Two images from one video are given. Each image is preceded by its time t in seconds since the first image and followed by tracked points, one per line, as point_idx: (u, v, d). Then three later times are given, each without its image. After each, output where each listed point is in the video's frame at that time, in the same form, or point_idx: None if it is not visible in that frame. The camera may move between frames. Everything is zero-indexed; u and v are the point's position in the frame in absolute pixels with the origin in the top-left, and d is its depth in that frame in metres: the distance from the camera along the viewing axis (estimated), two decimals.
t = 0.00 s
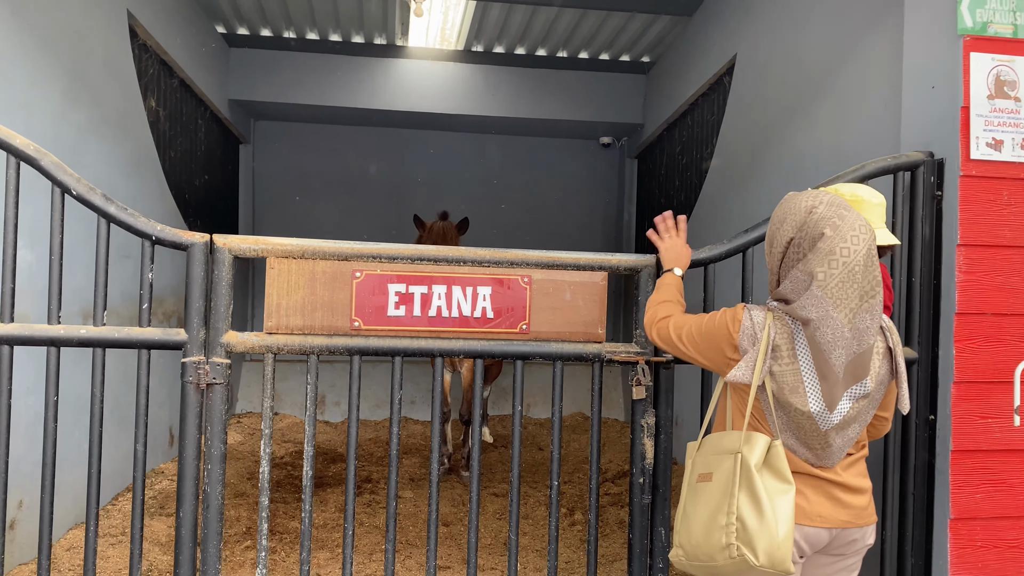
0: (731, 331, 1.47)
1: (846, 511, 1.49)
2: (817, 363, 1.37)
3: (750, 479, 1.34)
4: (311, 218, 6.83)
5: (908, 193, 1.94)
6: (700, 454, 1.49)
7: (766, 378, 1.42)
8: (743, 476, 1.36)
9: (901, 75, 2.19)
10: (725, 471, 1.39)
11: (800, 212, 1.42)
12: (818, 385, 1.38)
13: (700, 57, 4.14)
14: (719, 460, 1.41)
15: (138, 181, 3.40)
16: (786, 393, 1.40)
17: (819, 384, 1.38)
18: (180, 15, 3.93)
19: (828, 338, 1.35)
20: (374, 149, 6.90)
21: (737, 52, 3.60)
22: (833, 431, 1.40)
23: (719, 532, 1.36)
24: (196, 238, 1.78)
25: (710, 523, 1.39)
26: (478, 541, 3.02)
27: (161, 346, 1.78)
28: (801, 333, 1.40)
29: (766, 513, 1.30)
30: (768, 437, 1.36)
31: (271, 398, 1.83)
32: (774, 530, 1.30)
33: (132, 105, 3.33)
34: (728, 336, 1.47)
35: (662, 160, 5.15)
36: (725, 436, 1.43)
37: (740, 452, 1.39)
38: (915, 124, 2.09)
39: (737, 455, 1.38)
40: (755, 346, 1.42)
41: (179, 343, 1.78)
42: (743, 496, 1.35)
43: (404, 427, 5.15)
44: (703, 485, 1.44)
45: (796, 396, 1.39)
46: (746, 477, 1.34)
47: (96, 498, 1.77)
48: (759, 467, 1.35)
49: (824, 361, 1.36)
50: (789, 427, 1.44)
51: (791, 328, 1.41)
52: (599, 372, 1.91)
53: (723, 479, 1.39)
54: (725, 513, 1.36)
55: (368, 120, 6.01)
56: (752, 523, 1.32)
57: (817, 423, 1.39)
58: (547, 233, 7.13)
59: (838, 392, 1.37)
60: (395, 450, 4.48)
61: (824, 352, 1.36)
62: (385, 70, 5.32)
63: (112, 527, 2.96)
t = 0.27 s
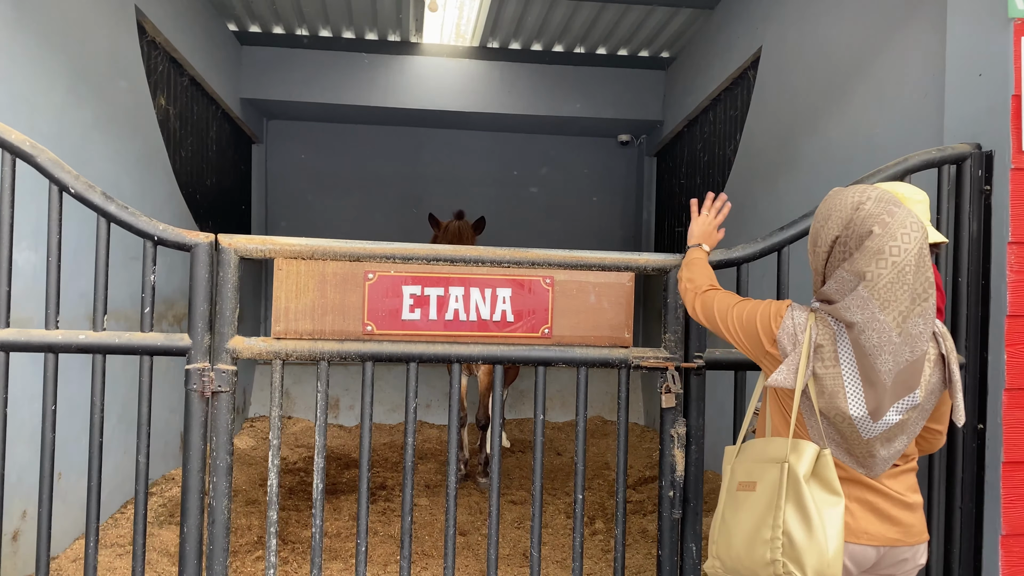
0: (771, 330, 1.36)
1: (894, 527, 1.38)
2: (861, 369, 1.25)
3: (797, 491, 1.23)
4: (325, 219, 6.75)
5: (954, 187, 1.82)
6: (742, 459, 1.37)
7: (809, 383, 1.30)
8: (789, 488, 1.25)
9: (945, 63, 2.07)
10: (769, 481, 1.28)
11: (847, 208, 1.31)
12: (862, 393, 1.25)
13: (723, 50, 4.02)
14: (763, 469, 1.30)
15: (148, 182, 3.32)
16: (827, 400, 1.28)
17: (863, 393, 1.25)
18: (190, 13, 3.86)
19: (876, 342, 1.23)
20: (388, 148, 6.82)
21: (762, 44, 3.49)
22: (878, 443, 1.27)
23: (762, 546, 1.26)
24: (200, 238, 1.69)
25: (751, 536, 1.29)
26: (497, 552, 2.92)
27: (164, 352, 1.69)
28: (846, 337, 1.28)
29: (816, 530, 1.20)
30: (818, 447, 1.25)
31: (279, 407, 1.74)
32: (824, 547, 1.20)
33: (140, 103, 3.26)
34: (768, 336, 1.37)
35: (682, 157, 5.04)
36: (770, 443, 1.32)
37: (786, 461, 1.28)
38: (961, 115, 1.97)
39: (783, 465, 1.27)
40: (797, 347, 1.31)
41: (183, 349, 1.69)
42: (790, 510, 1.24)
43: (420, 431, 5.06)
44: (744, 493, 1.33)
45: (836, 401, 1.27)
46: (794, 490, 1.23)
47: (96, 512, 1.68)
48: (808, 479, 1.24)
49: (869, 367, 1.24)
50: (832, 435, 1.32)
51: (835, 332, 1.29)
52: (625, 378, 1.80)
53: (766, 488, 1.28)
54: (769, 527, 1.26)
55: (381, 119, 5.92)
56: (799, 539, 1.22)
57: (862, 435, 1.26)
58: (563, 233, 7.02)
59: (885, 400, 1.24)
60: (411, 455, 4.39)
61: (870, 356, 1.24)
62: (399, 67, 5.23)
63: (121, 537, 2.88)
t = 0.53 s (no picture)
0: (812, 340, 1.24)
1: (942, 547, 1.22)
2: (904, 372, 1.12)
3: (832, 508, 1.12)
4: (337, 219, 6.68)
5: (1000, 183, 1.71)
6: (773, 476, 1.26)
7: (851, 396, 1.18)
8: (824, 505, 1.13)
9: (986, 51, 1.96)
10: (802, 498, 1.17)
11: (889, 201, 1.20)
12: (905, 399, 1.12)
13: (743, 44, 3.92)
14: (796, 486, 1.19)
15: (155, 182, 3.25)
16: (868, 407, 1.16)
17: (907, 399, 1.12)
18: (198, 10, 3.79)
19: (920, 341, 1.10)
20: (400, 148, 6.74)
21: (784, 37, 3.38)
22: (926, 453, 1.14)
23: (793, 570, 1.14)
24: (201, 239, 1.61)
25: (782, 558, 1.17)
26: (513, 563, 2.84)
27: (164, 359, 1.61)
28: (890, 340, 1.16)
29: (852, 551, 1.08)
30: (855, 463, 1.14)
31: (286, 417, 1.65)
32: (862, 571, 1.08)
33: (147, 102, 3.19)
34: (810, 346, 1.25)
35: (701, 155, 4.93)
36: (804, 458, 1.20)
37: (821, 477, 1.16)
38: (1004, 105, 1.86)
39: (817, 480, 1.16)
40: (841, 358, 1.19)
41: (184, 356, 1.60)
42: (824, 529, 1.13)
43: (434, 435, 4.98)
44: (776, 513, 1.22)
45: (876, 408, 1.15)
46: (829, 507, 1.12)
47: (94, 528, 1.60)
48: (845, 496, 1.13)
49: (912, 370, 1.11)
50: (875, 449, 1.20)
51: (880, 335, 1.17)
52: (650, 386, 1.71)
53: (799, 506, 1.17)
54: (802, 548, 1.14)
55: (393, 117, 5.85)
56: (835, 562, 1.10)
57: (908, 447, 1.14)
58: (578, 233, 6.92)
59: (930, 403, 1.11)
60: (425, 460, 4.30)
61: (914, 356, 1.11)
62: (411, 65, 5.15)
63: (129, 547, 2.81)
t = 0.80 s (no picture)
0: (845, 363, 1.13)
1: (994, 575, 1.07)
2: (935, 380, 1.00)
3: (883, 543, 1.02)
4: (350, 221, 6.62)
5: None
6: (807, 512, 1.16)
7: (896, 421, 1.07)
8: (874, 540, 1.04)
9: None
10: (848, 534, 1.07)
11: (902, 204, 1.12)
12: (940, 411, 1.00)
13: (764, 39, 3.82)
14: (838, 520, 1.09)
15: (162, 183, 3.19)
16: (914, 431, 1.05)
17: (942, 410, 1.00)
18: (208, 9, 3.74)
19: (946, 346, 0.99)
20: (414, 148, 6.67)
21: (807, 31, 3.28)
22: (971, 472, 1.00)
23: None
24: (200, 241, 1.52)
25: None
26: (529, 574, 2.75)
27: (160, 367, 1.53)
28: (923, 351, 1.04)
29: None
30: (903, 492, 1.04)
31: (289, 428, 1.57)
32: None
33: (154, 102, 3.13)
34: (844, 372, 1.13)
35: (720, 153, 4.83)
36: (843, 489, 1.11)
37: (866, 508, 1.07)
38: None
39: (864, 513, 1.06)
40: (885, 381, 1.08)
41: (183, 364, 1.53)
42: (876, 568, 1.03)
43: (449, 439, 4.90)
44: (817, 552, 1.11)
45: (920, 430, 1.03)
46: (881, 542, 1.02)
47: (89, 544, 1.52)
48: (899, 529, 1.03)
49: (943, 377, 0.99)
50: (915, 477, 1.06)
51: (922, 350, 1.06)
52: (673, 395, 1.62)
53: (844, 542, 1.07)
54: None
55: (407, 117, 5.78)
56: None
57: (950, 467, 1.01)
58: (595, 234, 6.82)
59: (968, 415, 0.99)
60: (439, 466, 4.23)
61: (940, 363, 0.99)
62: (424, 63, 5.08)
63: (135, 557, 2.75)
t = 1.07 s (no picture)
0: (897, 392, 1.01)
1: None
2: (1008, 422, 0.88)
3: None
4: (368, 227, 6.56)
5: None
6: (852, 556, 1.03)
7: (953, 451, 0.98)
8: None
9: None
10: None
11: (948, 217, 0.99)
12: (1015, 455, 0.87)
13: (789, 38, 3.71)
14: (892, 566, 0.97)
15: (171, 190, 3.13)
16: (981, 465, 0.96)
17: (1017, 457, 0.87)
18: (219, 12, 3.68)
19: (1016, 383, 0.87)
20: (432, 154, 6.61)
21: (834, 28, 3.16)
22: None
23: None
24: (192, 247, 1.44)
25: None
26: None
27: (151, 382, 1.44)
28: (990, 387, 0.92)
29: None
30: (965, 534, 0.92)
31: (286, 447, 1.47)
32: None
33: (163, 106, 3.07)
34: (894, 400, 1.02)
35: (744, 156, 4.71)
36: (894, 531, 0.99)
37: (924, 553, 0.95)
38: None
39: (923, 559, 0.94)
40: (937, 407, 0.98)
41: (174, 379, 1.44)
42: None
43: (466, 449, 4.81)
44: None
45: (990, 465, 0.96)
46: None
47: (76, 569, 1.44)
48: None
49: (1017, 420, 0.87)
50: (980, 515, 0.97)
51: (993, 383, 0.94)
52: (697, 412, 1.51)
53: None
54: None
55: (425, 122, 5.71)
56: None
57: None
58: (615, 239, 6.71)
59: None
60: (454, 477, 4.14)
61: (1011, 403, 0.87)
62: (441, 67, 5.01)
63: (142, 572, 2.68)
